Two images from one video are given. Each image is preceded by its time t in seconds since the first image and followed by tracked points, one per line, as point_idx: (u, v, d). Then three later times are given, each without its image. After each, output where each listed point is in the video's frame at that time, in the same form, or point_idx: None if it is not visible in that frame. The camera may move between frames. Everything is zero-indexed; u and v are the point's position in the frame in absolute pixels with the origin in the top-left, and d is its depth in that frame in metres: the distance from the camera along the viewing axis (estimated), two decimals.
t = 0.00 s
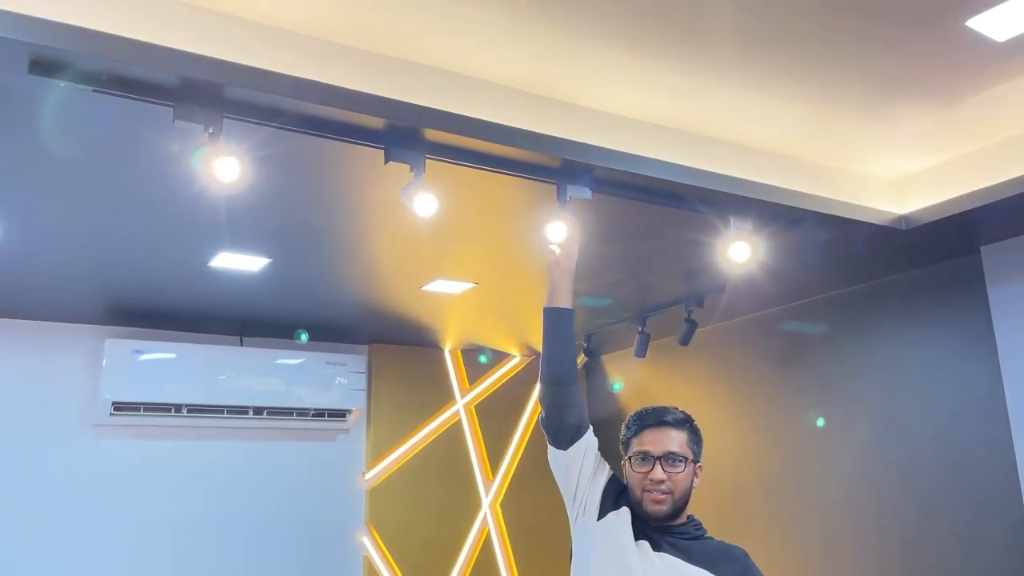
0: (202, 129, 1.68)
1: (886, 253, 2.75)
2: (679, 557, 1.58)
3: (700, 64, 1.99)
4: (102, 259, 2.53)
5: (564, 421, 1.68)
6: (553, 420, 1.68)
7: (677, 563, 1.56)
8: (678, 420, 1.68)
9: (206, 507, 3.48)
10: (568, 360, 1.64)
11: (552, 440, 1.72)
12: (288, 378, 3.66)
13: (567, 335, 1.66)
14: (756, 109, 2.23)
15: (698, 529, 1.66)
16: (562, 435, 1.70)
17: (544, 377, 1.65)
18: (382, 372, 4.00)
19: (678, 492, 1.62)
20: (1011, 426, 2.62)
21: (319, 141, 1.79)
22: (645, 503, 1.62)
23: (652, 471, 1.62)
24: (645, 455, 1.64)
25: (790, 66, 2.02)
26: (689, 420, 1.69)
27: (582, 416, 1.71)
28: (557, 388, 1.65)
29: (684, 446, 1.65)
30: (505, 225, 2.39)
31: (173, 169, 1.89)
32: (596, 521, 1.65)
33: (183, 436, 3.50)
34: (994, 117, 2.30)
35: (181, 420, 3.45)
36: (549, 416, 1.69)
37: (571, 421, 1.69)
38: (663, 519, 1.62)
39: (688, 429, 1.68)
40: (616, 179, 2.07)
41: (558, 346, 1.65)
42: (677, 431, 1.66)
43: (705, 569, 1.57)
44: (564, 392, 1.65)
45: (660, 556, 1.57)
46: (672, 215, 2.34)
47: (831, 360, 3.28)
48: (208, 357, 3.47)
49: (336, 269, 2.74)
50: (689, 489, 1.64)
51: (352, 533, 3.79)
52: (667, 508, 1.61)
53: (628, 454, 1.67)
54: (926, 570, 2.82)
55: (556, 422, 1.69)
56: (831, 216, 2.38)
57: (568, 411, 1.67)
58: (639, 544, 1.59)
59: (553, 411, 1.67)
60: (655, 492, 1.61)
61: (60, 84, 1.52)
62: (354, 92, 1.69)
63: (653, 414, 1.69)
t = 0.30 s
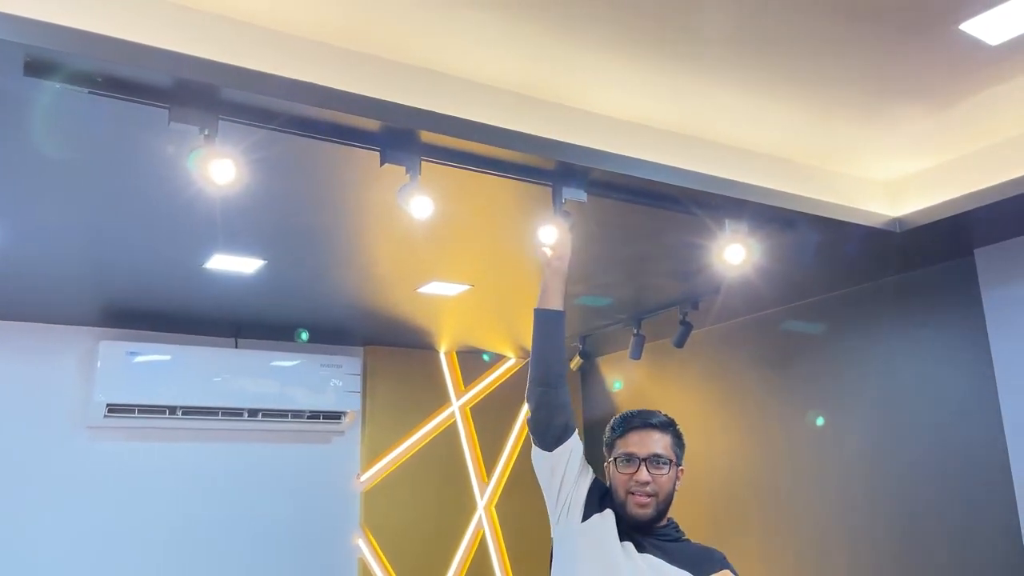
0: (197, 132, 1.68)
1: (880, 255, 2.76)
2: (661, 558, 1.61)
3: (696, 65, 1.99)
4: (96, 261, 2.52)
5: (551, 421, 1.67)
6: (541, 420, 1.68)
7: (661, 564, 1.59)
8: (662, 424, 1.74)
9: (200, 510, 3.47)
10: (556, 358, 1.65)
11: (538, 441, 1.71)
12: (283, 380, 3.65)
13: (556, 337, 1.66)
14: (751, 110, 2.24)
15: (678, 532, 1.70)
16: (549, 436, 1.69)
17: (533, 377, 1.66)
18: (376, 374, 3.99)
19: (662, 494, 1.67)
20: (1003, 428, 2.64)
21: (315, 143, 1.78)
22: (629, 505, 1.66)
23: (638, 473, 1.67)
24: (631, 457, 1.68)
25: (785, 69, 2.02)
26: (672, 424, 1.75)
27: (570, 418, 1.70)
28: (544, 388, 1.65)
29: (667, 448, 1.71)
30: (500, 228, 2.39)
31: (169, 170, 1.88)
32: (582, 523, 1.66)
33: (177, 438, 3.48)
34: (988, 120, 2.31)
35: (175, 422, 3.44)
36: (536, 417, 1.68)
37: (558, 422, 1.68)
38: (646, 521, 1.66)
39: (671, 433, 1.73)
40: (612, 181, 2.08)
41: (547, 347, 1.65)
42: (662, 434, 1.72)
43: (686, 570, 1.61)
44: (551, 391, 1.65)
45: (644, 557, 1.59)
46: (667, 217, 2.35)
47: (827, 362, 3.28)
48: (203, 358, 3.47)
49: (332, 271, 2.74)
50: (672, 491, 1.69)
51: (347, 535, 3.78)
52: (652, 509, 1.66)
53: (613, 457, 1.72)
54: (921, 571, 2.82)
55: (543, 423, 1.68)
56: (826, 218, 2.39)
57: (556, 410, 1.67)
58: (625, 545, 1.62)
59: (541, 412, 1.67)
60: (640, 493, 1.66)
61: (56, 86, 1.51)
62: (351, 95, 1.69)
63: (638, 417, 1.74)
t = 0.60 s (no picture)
0: (194, 134, 1.69)
1: (875, 256, 2.77)
2: (644, 558, 1.65)
3: (691, 67, 2.00)
4: (92, 262, 2.52)
5: (549, 420, 1.68)
6: (537, 419, 1.68)
7: (645, 565, 1.63)
8: (643, 425, 1.77)
9: (196, 511, 3.47)
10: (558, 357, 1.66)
11: (531, 441, 1.71)
12: (279, 381, 3.66)
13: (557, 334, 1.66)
14: (746, 112, 2.25)
15: (656, 533, 1.74)
16: (544, 435, 1.69)
17: (533, 376, 1.66)
18: (373, 375, 3.99)
19: (645, 494, 1.70)
20: (997, 428, 2.65)
21: (313, 145, 1.79)
22: (613, 505, 1.69)
23: (622, 473, 1.69)
24: (615, 457, 1.71)
25: (781, 70, 2.04)
26: (653, 425, 1.78)
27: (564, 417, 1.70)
28: (542, 386, 1.66)
29: (649, 449, 1.74)
30: (496, 229, 2.40)
31: (167, 171, 1.88)
32: (568, 524, 1.68)
33: (173, 439, 3.48)
34: (983, 121, 2.32)
35: (171, 423, 3.44)
36: (532, 416, 1.68)
37: (554, 421, 1.68)
38: (629, 521, 1.69)
39: (652, 433, 1.77)
40: (608, 183, 2.09)
41: (547, 345, 1.65)
42: (643, 435, 1.75)
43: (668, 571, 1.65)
44: (552, 389, 1.66)
45: (630, 558, 1.63)
46: (663, 219, 2.36)
47: (823, 362, 3.29)
48: (199, 360, 3.48)
49: (329, 272, 2.74)
50: (654, 491, 1.72)
51: (343, 535, 3.78)
52: (635, 509, 1.69)
53: (596, 457, 1.74)
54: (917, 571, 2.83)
55: (539, 422, 1.68)
56: (822, 219, 2.40)
57: (554, 409, 1.67)
58: (611, 546, 1.65)
59: (539, 410, 1.67)
60: (624, 493, 1.68)
61: (54, 88, 1.51)
62: (349, 96, 1.69)
63: (621, 417, 1.77)
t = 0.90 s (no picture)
0: (192, 134, 1.69)
1: (873, 256, 2.78)
2: (634, 558, 1.66)
3: (689, 67, 2.01)
4: (90, 263, 2.52)
5: (545, 418, 1.67)
6: (533, 417, 1.66)
7: (636, 564, 1.63)
8: (633, 423, 1.78)
9: (194, 511, 3.46)
10: (554, 355, 1.66)
11: (529, 441, 1.68)
12: (278, 382, 3.66)
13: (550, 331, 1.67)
14: (744, 112, 2.25)
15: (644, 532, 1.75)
16: (538, 434, 1.67)
17: (530, 374, 1.65)
18: (371, 375, 3.99)
19: (635, 494, 1.72)
20: (994, 427, 2.66)
21: (311, 145, 1.79)
22: (604, 505, 1.71)
23: (612, 473, 1.71)
24: (605, 457, 1.73)
25: (778, 71, 2.04)
26: (643, 424, 1.79)
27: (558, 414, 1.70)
28: (539, 384, 1.64)
29: (638, 447, 1.75)
30: (495, 229, 2.40)
31: (166, 173, 1.89)
32: (560, 524, 1.67)
33: (171, 439, 3.48)
34: (980, 121, 2.33)
35: (169, 424, 3.45)
36: (529, 415, 1.66)
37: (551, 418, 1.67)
38: (619, 521, 1.71)
39: (641, 432, 1.78)
40: (607, 183, 2.09)
41: (541, 342, 1.66)
42: (633, 434, 1.76)
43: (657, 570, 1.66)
44: (549, 387, 1.65)
45: (620, 557, 1.64)
46: (661, 219, 2.36)
47: (821, 362, 3.30)
48: (198, 360, 3.48)
49: (327, 273, 2.74)
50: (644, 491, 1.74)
51: (342, 535, 3.78)
52: (625, 509, 1.70)
53: (586, 457, 1.75)
54: (914, 570, 2.84)
55: (536, 420, 1.66)
56: (820, 220, 2.40)
57: (549, 406, 1.66)
58: (603, 546, 1.65)
59: (535, 409, 1.65)
60: (614, 493, 1.70)
61: (53, 89, 1.52)
62: (348, 96, 1.70)
63: (611, 417, 1.78)
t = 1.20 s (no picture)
0: (191, 133, 1.68)
1: (873, 255, 2.77)
2: (616, 562, 1.67)
3: (689, 66, 2.00)
4: (90, 262, 2.51)
5: (533, 421, 1.66)
6: (522, 420, 1.65)
7: (617, 567, 1.65)
8: (620, 430, 1.81)
9: (193, 511, 3.46)
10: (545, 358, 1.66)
11: (515, 444, 1.67)
12: (278, 381, 3.66)
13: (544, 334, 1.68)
14: (744, 111, 2.24)
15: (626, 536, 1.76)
16: (526, 437, 1.67)
17: (521, 376, 1.65)
18: (370, 375, 3.99)
19: (620, 499, 1.73)
20: (993, 426, 2.66)
21: (310, 144, 1.78)
22: (588, 509, 1.71)
23: (598, 478, 1.72)
24: (592, 462, 1.74)
25: (777, 70, 2.04)
26: (630, 431, 1.82)
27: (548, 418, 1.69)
28: (529, 386, 1.64)
29: (624, 454, 1.78)
30: (494, 228, 2.39)
31: (167, 171, 1.88)
32: (541, 527, 1.68)
33: (170, 439, 3.47)
34: (980, 120, 2.32)
35: (168, 423, 3.44)
36: (517, 417, 1.65)
37: (539, 422, 1.66)
38: (603, 525, 1.72)
39: (628, 439, 1.80)
40: (607, 182, 2.09)
41: (533, 345, 1.67)
42: (620, 440, 1.79)
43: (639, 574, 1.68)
44: (539, 390, 1.65)
45: (602, 560, 1.65)
46: (661, 218, 2.35)
47: (821, 362, 3.29)
48: (198, 359, 3.47)
49: (326, 272, 2.74)
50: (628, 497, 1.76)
51: (341, 534, 3.78)
52: (609, 513, 1.71)
53: (574, 461, 1.77)
54: (914, 570, 2.84)
55: (524, 423, 1.66)
56: (820, 219, 2.40)
57: (539, 411, 1.66)
58: (585, 549, 1.67)
59: (524, 411, 1.65)
60: (599, 498, 1.71)
61: (52, 87, 1.51)
62: (346, 96, 1.69)
63: (598, 423, 1.80)
